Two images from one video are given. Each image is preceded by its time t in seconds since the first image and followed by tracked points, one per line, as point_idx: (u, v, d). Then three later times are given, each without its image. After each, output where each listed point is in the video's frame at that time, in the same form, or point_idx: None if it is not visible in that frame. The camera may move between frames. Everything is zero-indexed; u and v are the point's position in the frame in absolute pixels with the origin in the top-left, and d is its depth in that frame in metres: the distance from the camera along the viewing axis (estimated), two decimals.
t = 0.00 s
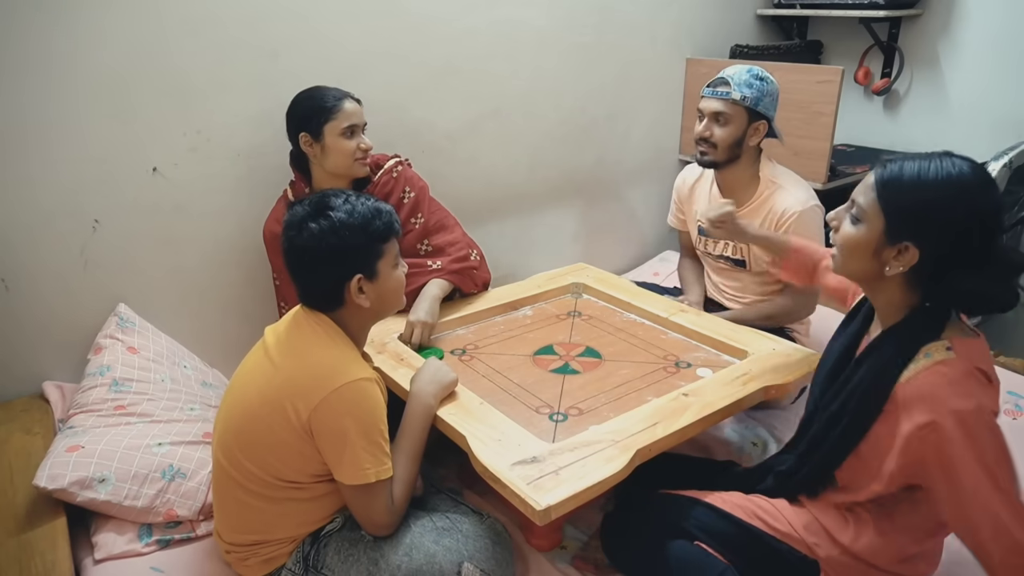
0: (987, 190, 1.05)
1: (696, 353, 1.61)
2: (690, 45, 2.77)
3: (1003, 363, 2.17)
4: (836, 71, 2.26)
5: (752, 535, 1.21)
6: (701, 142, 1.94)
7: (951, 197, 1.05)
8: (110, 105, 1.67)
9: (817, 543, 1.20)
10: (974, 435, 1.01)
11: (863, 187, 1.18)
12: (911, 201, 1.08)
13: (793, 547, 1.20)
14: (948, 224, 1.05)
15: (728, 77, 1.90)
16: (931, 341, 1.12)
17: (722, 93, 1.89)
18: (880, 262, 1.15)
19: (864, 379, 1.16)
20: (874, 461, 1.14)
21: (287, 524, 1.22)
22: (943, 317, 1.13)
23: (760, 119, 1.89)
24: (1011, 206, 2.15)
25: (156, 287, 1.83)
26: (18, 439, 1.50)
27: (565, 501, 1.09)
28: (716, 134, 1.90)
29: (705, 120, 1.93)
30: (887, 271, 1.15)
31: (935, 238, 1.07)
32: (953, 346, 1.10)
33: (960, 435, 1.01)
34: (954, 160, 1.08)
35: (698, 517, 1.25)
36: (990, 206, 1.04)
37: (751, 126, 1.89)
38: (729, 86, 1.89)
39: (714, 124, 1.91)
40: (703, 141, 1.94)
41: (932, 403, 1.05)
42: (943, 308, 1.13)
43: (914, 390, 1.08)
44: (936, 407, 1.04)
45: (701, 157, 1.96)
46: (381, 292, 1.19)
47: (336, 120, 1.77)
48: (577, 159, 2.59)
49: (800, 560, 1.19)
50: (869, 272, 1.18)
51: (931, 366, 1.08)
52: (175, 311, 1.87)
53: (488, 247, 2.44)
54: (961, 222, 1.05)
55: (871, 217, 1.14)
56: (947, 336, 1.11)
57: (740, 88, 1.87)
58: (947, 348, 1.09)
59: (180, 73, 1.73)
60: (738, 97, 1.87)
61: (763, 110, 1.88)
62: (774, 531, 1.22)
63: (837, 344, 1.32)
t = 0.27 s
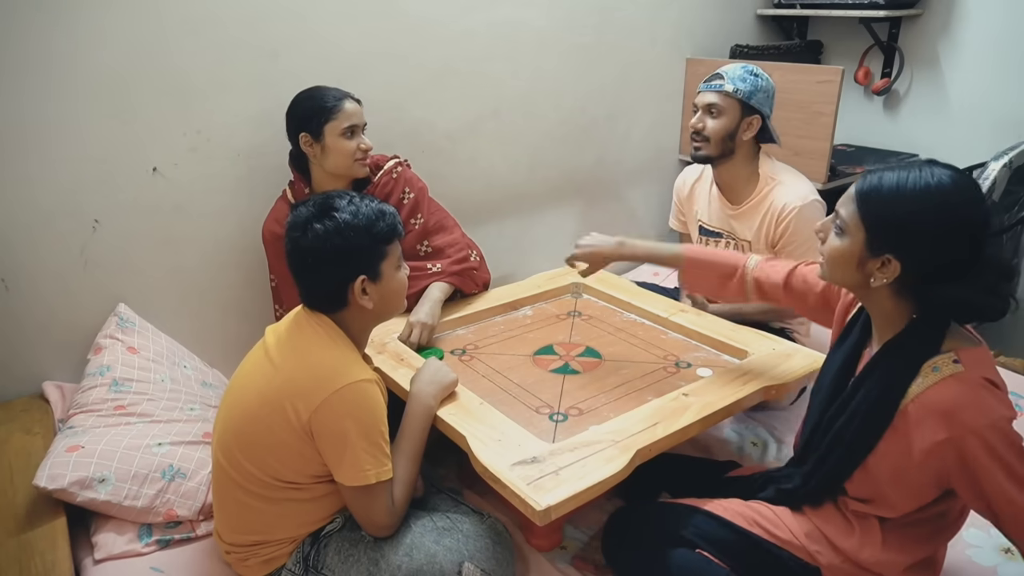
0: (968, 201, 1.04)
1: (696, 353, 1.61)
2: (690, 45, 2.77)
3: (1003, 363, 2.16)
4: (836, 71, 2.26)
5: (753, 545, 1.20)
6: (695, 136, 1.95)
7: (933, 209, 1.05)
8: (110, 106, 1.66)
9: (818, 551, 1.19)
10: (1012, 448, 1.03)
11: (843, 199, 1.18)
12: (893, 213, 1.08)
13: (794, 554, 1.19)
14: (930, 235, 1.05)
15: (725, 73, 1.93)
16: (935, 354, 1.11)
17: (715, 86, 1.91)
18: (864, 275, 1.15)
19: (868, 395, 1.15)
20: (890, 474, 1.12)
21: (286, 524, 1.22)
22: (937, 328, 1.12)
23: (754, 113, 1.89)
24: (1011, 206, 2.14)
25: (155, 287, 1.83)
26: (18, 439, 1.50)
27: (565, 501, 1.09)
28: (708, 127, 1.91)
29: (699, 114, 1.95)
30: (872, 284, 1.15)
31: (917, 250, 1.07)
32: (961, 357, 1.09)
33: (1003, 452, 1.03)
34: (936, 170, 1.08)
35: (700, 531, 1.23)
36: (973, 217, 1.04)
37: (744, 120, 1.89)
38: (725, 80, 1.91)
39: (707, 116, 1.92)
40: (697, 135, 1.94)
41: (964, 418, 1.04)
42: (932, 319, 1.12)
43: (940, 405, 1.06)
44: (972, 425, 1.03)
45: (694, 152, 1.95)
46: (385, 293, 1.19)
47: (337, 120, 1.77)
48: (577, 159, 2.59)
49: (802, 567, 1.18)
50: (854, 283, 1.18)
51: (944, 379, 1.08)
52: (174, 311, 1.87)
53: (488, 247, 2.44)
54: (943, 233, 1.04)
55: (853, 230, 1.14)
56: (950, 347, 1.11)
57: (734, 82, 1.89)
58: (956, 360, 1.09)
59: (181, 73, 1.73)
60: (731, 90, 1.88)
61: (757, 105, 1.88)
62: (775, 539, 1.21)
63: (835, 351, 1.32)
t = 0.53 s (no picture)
0: (942, 190, 1.04)
1: (696, 353, 1.61)
2: (690, 45, 2.77)
3: (1003, 362, 2.16)
4: (836, 71, 2.26)
5: (731, 552, 1.20)
6: (702, 140, 1.93)
7: (905, 198, 1.05)
8: (110, 106, 1.66)
9: (797, 550, 1.19)
10: (971, 442, 1.02)
11: (822, 191, 1.18)
12: (869, 203, 1.08)
13: (775, 557, 1.20)
14: (903, 224, 1.05)
15: (728, 76, 1.90)
16: (903, 345, 1.12)
17: (723, 91, 1.90)
18: (843, 266, 1.15)
19: (838, 384, 1.17)
20: (863, 463, 1.14)
21: (283, 524, 1.22)
22: (914, 318, 1.12)
23: (759, 116, 1.92)
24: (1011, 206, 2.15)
25: (155, 288, 1.83)
26: (18, 439, 1.50)
27: (565, 501, 1.09)
28: (719, 133, 1.90)
29: (706, 119, 1.93)
30: (851, 274, 1.15)
31: (891, 239, 1.07)
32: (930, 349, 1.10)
33: (961, 445, 1.01)
34: (912, 159, 1.08)
35: (687, 542, 1.23)
36: (947, 206, 1.04)
37: (751, 124, 1.91)
38: (730, 84, 1.89)
39: (716, 122, 1.91)
40: (704, 140, 1.93)
41: (923, 408, 1.04)
42: (908, 309, 1.13)
43: (902, 394, 1.07)
44: (931, 415, 1.03)
45: (703, 156, 1.94)
46: (381, 294, 1.19)
47: (338, 119, 1.76)
48: (577, 159, 2.59)
49: (782, 568, 1.18)
50: (835, 274, 1.18)
51: (910, 369, 1.09)
52: (175, 311, 1.87)
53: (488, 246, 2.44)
54: (916, 223, 1.04)
55: (830, 222, 1.14)
56: (920, 338, 1.11)
57: (742, 86, 1.88)
58: (924, 350, 1.09)
59: (181, 73, 1.73)
60: (740, 94, 1.88)
61: (762, 107, 1.91)
62: (753, 545, 1.21)
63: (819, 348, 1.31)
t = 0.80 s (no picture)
0: (919, 190, 1.04)
1: (696, 353, 1.61)
2: (690, 45, 2.77)
3: (1003, 363, 2.16)
4: (836, 71, 2.27)
5: (727, 554, 1.20)
6: (709, 140, 1.92)
7: (881, 198, 1.05)
8: (110, 106, 1.66)
9: (792, 551, 1.19)
10: (940, 445, 1.01)
11: (806, 192, 1.19)
12: (846, 202, 1.08)
13: (770, 558, 1.20)
14: (879, 225, 1.05)
15: (730, 75, 1.89)
16: (884, 345, 1.12)
17: (730, 90, 1.88)
18: (827, 266, 1.16)
19: (828, 382, 1.17)
20: (846, 462, 1.14)
21: (281, 524, 1.21)
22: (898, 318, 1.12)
23: (761, 114, 1.93)
24: (1011, 206, 2.13)
25: (155, 288, 1.83)
26: (18, 439, 1.50)
27: (565, 501, 1.09)
28: (726, 132, 1.89)
29: (712, 118, 1.91)
30: (835, 274, 1.16)
31: (868, 239, 1.08)
32: (909, 349, 1.09)
33: (930, 447, 1.01)
34: (894, 159, 1.08)
35: (684, 545, 1.23)
36: (925, 207, 1.04)
37: (754, 122, 1.92)
38: (735, 83, 1.88)
39: (724, 121, 1.89)
40: (710, 139, 1.92)
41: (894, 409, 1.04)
42: (893, 307, 1.13)
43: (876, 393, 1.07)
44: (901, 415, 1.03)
45: (709, 155, 1.92)
46: (373, 296, 1.18)
47: (342, 117, 1.76)
48: (577, 159, 2.59)
49: (778, 569, 1.18)
50: (818, 275, 1.19)
51: (888, 368, 1.08)
52: (175, 311, 1.87)
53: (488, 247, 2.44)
54: (891, 223, 1.05)
55: (811, 222, 1.15)
56: (900, 338, 1.11)
57: (746, 84, 1.88)
58: (902, 350, 1.09)
59: (181, 73, 1.74)
60: (745, 92, 1.88)
61: (762, 106, 1.93)
62: (749, 546, 1.21)
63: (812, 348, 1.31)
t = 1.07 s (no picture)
0: (917, 188, 1.04)
1: (696, 353, 1.61)
2: (690, 45, 2.77)
3: (1003, 363, 2.16)
4: (836, 71, 2.27)
5: (726, 554, 1.20)
6: (694, 140, 1.95)
7: (878, 196, 1.05)
8: (111, 106, 1.66)
9: (791, 551, 1.19)
10: (931, 443, 1.00)
11: (807, 191, 1.19)
12: (844, 200, 1.09)
13: (769, 558, 1.20)
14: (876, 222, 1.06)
15: (715, 75, 1.93)
16: (883, 342, 1.12)
17: (710, 89, 1.92)
18: (828, 264, 1.16)
19: (828, 381, 1.17)
20: (842, 460, 1.14)
21: (281, 523, 1.21)
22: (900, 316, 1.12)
23: (750, 112, 1.93)
24: (1011, 206, 2.15)
25: (155, 288, 1.83)
26: (18, 439, 1.50)
27: (565, 501, 1.09)
28: (709, 131, 1.91)
29: (695, 118, 1.95)
30: (836, 272, 1.16)
31: (865, 237, 1.08)
32: (907, 346, 1.08)
33: (920, 446, 1.01)
34: (895, 157, 1.07)
35: (682, 545, 1.23)
36: (923, 205, 1.03)
37: (742, 119, 1.92)
38: (717, 82, 1.92)
39: (706, 120, 1.92)
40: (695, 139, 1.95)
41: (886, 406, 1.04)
42: (894, 304, 1.12)
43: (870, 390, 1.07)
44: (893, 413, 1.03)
45: (695, 155, 1.95)
46: (369, 297, 1.18)
47: (355, 113, 1.78)
48: (577, 159, 2.59)
49: (776, 568, 1.18)
50: (821, 272, 1.19)
51: (884, 364, 1.08)
52: (175, 311, 1.87)
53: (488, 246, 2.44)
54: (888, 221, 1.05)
55: (812, 221, 1.16)
56: (900, 335, 1.11)
57: (728, 83, 1.90)
58: (901, 348, 1.09)
59: (181, 74, 1.74)
60: (728, 91, 1.90)
61: (752, 104, 1.92)
62: (747, 546, 1.21)
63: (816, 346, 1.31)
